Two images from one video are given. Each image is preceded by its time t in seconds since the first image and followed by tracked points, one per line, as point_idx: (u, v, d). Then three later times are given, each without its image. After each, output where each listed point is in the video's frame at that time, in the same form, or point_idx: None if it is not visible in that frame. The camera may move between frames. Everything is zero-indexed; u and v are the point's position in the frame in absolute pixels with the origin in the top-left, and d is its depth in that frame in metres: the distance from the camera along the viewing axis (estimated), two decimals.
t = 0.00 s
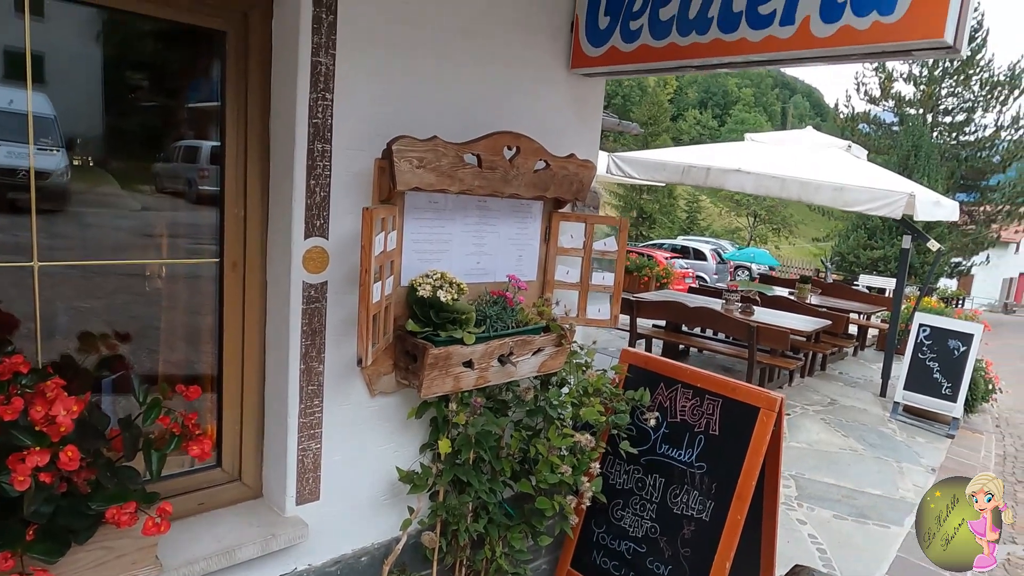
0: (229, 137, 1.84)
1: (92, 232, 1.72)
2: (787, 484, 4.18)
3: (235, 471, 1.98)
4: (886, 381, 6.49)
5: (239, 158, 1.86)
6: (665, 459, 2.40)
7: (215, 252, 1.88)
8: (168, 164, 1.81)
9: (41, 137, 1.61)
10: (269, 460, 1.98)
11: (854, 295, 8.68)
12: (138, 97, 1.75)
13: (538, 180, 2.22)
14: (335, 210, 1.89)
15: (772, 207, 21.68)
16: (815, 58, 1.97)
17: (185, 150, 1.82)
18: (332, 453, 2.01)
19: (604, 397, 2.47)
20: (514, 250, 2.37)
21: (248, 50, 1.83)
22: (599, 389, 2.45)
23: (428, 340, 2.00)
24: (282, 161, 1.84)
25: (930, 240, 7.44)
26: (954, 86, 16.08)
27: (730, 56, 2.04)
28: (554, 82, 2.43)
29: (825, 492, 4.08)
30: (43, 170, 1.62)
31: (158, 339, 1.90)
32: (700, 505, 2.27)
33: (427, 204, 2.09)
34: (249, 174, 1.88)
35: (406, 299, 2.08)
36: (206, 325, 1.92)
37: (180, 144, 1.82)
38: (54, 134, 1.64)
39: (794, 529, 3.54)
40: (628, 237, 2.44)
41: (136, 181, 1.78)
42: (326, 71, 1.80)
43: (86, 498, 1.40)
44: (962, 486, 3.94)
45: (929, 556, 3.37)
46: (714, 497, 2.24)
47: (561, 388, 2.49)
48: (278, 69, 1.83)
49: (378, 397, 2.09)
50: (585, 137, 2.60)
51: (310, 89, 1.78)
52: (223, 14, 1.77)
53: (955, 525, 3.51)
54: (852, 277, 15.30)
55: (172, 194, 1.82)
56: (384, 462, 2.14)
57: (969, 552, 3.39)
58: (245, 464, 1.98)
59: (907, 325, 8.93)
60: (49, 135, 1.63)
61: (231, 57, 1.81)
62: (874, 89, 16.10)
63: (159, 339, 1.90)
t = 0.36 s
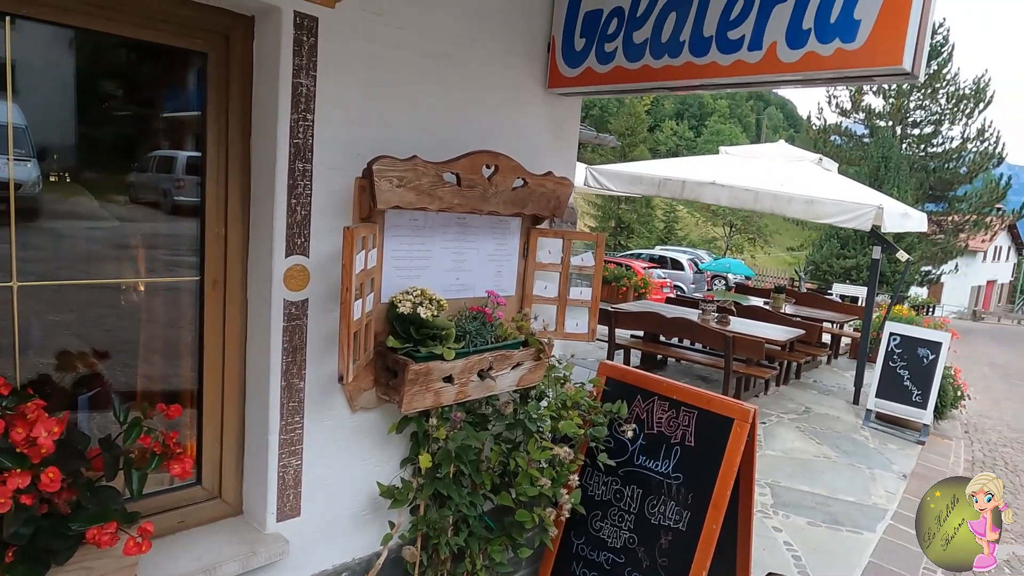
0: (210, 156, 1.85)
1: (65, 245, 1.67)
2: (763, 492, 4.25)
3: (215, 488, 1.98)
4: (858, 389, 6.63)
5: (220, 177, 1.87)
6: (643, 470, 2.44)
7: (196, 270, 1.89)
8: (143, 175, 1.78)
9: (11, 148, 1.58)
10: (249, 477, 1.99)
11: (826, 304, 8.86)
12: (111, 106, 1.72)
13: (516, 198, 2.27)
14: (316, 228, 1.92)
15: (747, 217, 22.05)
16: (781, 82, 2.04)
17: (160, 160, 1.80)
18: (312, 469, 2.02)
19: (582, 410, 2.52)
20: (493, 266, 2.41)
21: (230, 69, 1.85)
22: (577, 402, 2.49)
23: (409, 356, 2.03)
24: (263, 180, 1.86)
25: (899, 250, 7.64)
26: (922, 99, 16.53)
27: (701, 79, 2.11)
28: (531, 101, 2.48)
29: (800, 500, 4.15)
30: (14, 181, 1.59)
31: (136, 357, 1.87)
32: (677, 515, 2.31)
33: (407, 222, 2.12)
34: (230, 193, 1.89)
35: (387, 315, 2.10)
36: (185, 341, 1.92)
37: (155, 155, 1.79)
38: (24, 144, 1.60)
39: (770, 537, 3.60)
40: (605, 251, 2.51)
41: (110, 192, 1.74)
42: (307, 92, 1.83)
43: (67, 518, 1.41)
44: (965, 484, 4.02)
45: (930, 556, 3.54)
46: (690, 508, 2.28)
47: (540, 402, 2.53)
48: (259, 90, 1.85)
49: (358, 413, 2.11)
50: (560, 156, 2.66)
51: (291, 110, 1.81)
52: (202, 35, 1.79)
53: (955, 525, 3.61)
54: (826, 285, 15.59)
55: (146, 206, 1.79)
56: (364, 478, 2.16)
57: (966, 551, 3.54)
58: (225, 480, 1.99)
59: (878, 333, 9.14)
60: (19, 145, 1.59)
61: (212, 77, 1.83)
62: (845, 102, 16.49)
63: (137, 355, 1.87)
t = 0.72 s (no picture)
0: (165, 171, 1.83)
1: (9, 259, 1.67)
2: (720, 498, 4.35)
3: (169, 507, 1.95)
4: (812, 396, 6.83)
5: (175, 192, 1.86)
6: (601, 480, 2.49)
7: (149, 285, 1.86)
8: (94, 185, 1.77)
9: None
10: (205, 494, 1.96)
11: (781, 313, 9.12)
12: (61, 113, 1.70)
13: (475, 212, 2.30)
14: (273, 243, 1.91)
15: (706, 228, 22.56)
16: (728, 103, 2.13)
17: (112, 168, 1.78)
18: (270, 485, 2.00)
19: (541, 421, 2.56)
20: (453, 280, 2.43)
21: (186, 83, 1.84)
22: (536, 413, 2.55)
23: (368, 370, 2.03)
24: (219, 194, 1.85)
25: (849, 261, 7.94)
26: (869, 115, 17.23)
27: (652, 98, 2.18)
28: (489, 117, 2.53)
29: (756, 505, 4.25)
30: None
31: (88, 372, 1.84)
32: (635, 523, 2.36)
33: (366, 237, 2.13)
34: (184, 206, 1.87)
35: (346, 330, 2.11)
36: (138, 357, 1.88)
37: (107, 163, 1.78)
38: None
39: (727, 542, 3.68)
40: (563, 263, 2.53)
41: (58, 202, 1.73)
42: (264, 107, 1.83)
43: (13, 541, 1.38)
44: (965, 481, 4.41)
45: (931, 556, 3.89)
46: (648, 515, 2.33)
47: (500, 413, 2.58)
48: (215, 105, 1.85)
49: (317, 428, 2.10)
50: (518, 171, 2.71)
51: (248, 125, 1.81)
52: (155, 50, 1.77)
53: (955, 526, 3.98)
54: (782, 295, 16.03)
55: (97, 216, 1.78)
56: (323, 493, 2.15)
57: (966, 551, 3.92)
58: (180, 498, 1.95)
59: (829, 341, 9.45)
60: None
61: (167, 91, 1.81)
62: (797, 118, 17.08)
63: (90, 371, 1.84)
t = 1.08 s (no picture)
0: (121, 188, 1.84)
1: None
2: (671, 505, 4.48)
3: (122, 524, 1.94)
4: (758, 404, 7.09)
5: (131, 209, 1.87)
6: (555, 488, 2.56)
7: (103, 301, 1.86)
8: (34, 196, 1.73)
9: None
10: (159, 511, 1.96)
11: (729, 324, 9.44)
12: None
13: (430, 229, 2.37)
14: (231, 260, 1.94)
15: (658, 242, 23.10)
16: (670, 128, 2.26)
17: (53, 179, 1.75)
18: (225, 500, 2.00)
19: (496, 432, 2.63)
20: (409, 294, 2.49)
21: (143, 102, 1.86)
22: (491, 425, 2.61)
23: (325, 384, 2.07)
24: (177, 211, 1.87)
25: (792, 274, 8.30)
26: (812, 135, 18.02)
27: (600, 121, 2.30)
28: (444, 137, 2.61)
29: (707, 512, 4.40)
30: None
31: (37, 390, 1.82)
32: (587, 530, 2.44)
33: (323, 253, 2.17)
34: (140, 223, 1.88)
35: (303, 345, 2.14)
36: (90, 374, 1.87)
37: (46, 173, 1.74)
38: None
39: (677, 548, 3.81)
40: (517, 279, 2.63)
41: None
42: (222, 127, 1.87)
43: None
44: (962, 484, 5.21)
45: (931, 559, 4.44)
46: (599, 522, 2.42)
47: (455, 425, 2.63)
48: (173, 123, 1.87)
49: (274, 442, 2.12)
50: (473, 189, 2.80)
51: (206, 144, 1.84)
52: (113, 69, 1.79)
53: (956, 525, 4.72)
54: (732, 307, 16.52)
55: (37, 227, 1.74)
56: (279, 507, 2.16)
57: (965, 553, 4.50)
58: (134, 516, 1.95)
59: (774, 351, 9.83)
60: None
61: (123, 109, 1.83)
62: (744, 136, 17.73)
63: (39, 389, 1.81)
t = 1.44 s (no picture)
0: (46, 216, 1.83)
1: None
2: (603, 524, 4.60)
3: (40, 559, 1.88)
4: (687, 422, 7.36)
5: (57, 237, 1.85)
6: (486, 509, 2.63)
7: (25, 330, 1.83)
8: None
9: None
10: (81, 544, 1.91)
11: (659, 344, 9.78)
12: None
13: (364, 257, 2.43)
14: (161, 287, 1.94)
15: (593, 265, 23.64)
16: (593, 163, 2.41)
17: None
18: (152, 531, 1.98)
19: (429, 455, 2.69)
20: (343, 320, 2.53)
21: (71, 130, 1.86)
22: (424, 448, 2.67)
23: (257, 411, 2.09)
24: (105, 239, 1.87)
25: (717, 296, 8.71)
26: (736, 164, 18.99)
27: (528, 155, 2.43)
28: (376, 166, 2.68)
29: (638, 529, 4.54)
30: None
31: None
32: (518, 548, 2.51)
33: (256, 281, 2.19)
34: (65, 250, 1.86)
35: (235, 372, 2.15)
36: (8, 404, 1.82)
37: None
38: None
39: (609, 565, 3.92)
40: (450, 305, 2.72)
41: None
42: (154, 156, 1.89)
43: None
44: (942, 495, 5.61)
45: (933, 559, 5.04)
46: (529, 540, 2.50)
47: (388, 450, 2.69)
48: (102, 151, 1.87)
49: (203, 470, 2.11)
50: (406, 217, 2.87)
51: (138, 173, 1.85)
52: (41, 97, 1.79)
53: (956, 525, 5.33)
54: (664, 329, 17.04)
55: None
56: (208, 536, 2.14)
57: (965, 553, 5.08)
58: (53, 551, 1.90)
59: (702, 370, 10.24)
60: None
61: (50, 137, 1.82)
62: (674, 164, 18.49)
63: None
